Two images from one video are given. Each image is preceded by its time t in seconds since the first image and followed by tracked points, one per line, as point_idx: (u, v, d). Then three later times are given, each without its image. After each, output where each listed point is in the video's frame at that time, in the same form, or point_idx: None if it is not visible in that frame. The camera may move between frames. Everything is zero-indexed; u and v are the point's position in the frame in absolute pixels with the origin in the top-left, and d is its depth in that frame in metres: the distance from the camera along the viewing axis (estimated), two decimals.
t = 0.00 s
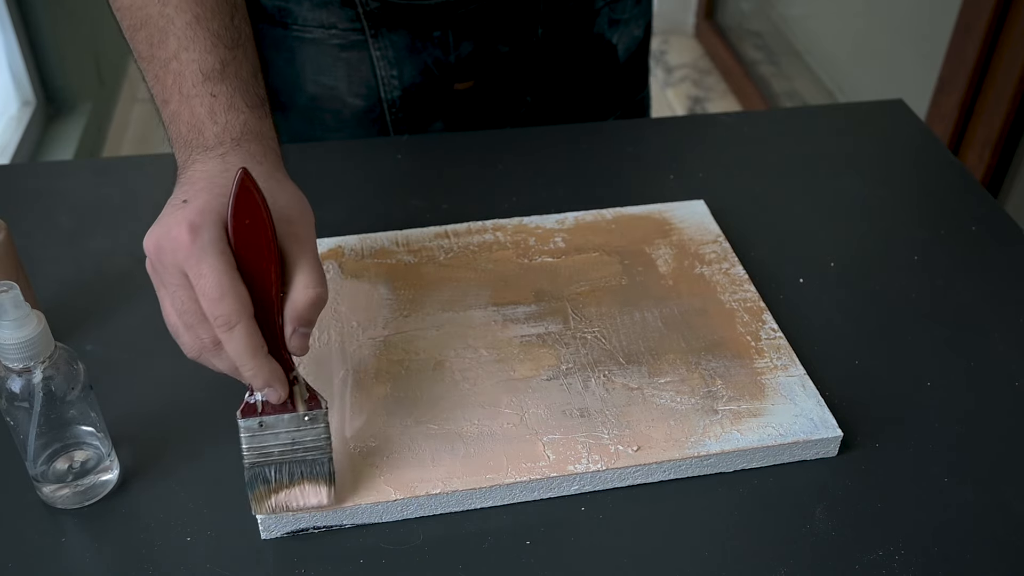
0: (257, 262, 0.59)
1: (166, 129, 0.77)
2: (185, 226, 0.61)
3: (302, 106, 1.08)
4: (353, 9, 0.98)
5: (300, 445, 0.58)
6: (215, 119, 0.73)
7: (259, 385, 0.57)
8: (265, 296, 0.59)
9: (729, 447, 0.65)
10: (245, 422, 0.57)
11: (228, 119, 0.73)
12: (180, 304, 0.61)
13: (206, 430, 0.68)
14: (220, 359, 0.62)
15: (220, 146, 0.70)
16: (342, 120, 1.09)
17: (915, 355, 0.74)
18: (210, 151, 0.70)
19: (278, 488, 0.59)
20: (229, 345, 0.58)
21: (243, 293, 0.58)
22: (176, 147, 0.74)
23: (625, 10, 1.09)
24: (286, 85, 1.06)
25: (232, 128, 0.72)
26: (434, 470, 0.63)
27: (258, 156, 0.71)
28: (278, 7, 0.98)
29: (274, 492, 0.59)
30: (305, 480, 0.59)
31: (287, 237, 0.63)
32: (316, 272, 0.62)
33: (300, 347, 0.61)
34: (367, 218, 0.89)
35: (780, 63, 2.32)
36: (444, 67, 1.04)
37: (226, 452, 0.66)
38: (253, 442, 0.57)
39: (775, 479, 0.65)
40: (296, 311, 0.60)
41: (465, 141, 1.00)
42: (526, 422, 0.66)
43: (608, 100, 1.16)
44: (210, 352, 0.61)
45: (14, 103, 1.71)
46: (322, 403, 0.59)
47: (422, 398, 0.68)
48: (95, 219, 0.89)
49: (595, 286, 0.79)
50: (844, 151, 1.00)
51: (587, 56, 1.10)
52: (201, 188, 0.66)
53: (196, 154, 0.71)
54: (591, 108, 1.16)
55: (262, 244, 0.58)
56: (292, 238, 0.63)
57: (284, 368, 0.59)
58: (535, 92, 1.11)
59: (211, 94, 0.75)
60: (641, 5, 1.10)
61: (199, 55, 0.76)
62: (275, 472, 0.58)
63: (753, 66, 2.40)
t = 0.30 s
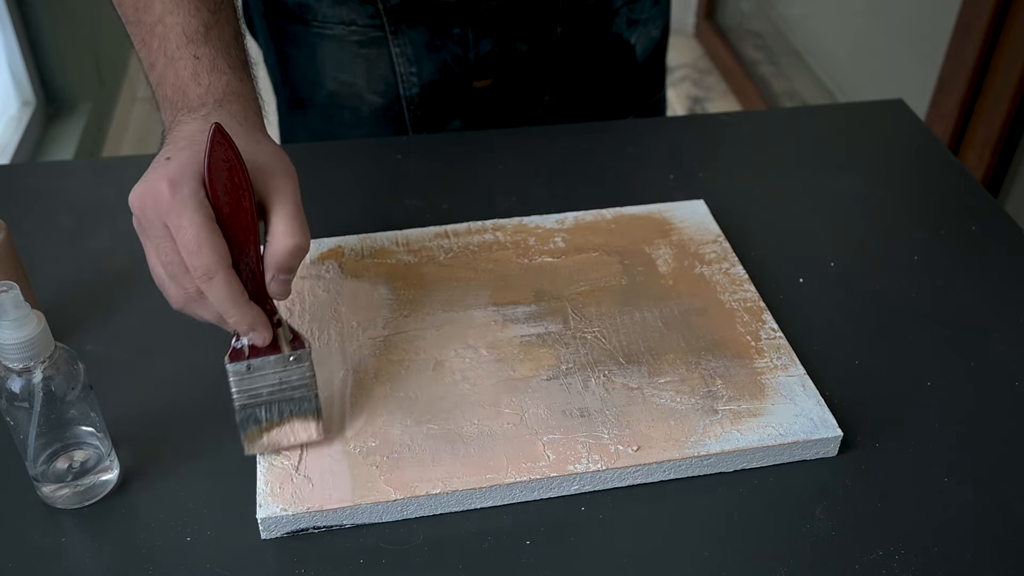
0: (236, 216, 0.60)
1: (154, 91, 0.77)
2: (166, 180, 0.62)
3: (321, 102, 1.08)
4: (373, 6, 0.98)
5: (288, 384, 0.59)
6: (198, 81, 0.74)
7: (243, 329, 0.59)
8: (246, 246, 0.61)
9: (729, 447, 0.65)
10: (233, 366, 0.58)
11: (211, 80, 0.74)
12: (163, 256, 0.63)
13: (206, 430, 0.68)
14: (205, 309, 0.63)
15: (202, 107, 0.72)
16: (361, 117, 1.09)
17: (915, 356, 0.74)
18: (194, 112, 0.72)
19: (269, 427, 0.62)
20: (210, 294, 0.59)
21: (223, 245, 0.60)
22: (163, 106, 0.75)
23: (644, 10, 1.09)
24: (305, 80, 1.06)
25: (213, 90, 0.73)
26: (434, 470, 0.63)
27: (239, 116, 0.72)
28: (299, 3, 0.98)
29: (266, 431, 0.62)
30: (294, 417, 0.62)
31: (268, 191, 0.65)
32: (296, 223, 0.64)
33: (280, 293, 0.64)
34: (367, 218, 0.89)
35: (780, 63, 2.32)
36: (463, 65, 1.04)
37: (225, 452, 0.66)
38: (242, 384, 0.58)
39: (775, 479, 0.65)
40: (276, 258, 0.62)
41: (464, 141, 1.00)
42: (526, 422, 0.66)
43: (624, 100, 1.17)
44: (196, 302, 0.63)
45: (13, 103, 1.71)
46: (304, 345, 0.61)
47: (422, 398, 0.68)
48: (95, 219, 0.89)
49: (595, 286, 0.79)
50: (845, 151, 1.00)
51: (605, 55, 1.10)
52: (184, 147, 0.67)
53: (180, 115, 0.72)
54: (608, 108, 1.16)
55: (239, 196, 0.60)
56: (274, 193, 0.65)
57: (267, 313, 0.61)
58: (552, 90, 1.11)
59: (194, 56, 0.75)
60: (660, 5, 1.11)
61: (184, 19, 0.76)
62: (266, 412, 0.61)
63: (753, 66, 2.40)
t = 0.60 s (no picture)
0: (233, 261, 0.58)
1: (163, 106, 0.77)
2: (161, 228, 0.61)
3: (326, 95, 1.09)
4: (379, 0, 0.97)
5: (285, 436, 0.58)
6: (207, 113, 0.73)
7: (237, 380, 0.57)
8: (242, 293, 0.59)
9: (729, 447, 0.65)
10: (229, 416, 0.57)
11: (219, 111, 0.73)
12: (159, 303, 0.61)
13: (206, 430, 0.68)
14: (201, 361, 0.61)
15: (209, 140, 0.71)
16: (366, 111, 1.09)
17: (915, 356, 0.74)
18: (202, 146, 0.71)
19: (264, 480, 0.60)
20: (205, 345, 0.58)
21: (219, 293, 0.58)
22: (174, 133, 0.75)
23: (652, 9, 1.09)
24: (311, 73, 1.07)
25: (220, 124, 0.72)
26: (434, 470, 0.63)
27: (246, 150, 0.71)
28: None
29: (260, 484, 0.60)
30: (291, 471, 0.60)
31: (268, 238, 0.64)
32: (295, 269, 0.62)
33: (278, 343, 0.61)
34: (367, 219, 0.89)
35: (780, 63, 2.32)
36: (468, 60, 1.04)
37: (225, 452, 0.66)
38: (238, 433, 0.57)
39: (775, 479, 0.65)
40: (273, 305, 0.60)
41: (464, 140, 1.00)
42: (526, 422, 0.66)
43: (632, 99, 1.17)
44: (190, 352, 0.60)
45: (13, 103, 1.71)
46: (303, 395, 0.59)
47: (423, 398, 0.68)
48: (95, 219, 0.89)
49: (595, 286, 0.79)
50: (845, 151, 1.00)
51: (612, 53, 1.11)
52: (183, 189, 0.66)
53: (186, 147, 0.72)
54: (613, 105, 1.16)
55: (237, 240, 0.58)
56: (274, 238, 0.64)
57: (265, 365, 0.59)
58: (558, 87, 1.11)
59: (204, 85, 0.74)
60: (669, 4, 1.10)
61: (196, 45, 0.74)
62: (261, 464, 0.59)
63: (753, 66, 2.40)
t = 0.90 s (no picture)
0: (221, 168, 0.65)
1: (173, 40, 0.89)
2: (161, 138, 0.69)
3: (339, 90, 1.11)
4: None
5: (276, 319, 0.67)
6: (204, 38, 0.84)
7: (230, 269, 0.66)
8: (233, 195, 0.67)
9: (729, 447, 0.65)
10: (227, 302, 0.66)
11: (215, 37, 0.85)
12: (165, 204, 0.70)
13: (206, 430, 0.68)
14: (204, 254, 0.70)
15: (204, 63, 0.82)
16: (377, 106, 1.11)
17: (915, 356, 0.74)
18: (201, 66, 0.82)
19: (260, 357, 0.69)
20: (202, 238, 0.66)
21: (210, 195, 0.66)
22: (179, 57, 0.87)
23: (670, 13, 1.12)
24: (325, 68, 1.09)
25: (215, 46, 0.83)
26: (434, 470, 0.63)
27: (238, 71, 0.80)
28: None
29: (257, 361, 0.69)
30: (282, 349, 0.69)
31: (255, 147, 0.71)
32: (277, 171, 0.69)
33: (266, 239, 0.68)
34: (366, 219, 0.89)
35: (780, 63, 2.31)
36: (480, 57, 1.07)
37: (225, 451, 0.67)
38: (234, 318, 0.66)
39: (775, 479, 0.65)
40: (259, 205, 0.67)
41: (464, 140, 1.00)
42: (526, 422, 0.66)
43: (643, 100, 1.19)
44: (195, 247, 0.69)
45: (14, 104, 1.72)
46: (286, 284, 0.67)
47: (422, 398, 0.68)
48: (95, 219, 0.89)
49: (595, 286, 0.79)
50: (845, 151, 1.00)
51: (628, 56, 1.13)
52: (181, 104, 0.74)
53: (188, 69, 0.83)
54: (624, 106, 1.19)
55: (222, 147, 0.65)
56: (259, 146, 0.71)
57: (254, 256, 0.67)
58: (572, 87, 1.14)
59: (202, 16, 0.86)
60: (687, 10, 1.13)
61: None
62: (256, 343, 0.68)
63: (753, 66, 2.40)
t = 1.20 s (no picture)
0: (237, 93, 0.72)
1: None
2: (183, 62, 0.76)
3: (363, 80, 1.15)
4: None
5: (280, 232, 0.76)
6: None
7: (241, 185, 0.74)
8: (247, 118, 0.74)
9: (729, 447, 0.65)
10: (238, 215, 0.75)
11: None
12: (184, 124, 0.78)
13: (206, 430, 0.68)
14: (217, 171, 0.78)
15: None
16: (399, 95, 1.17)
17: (915, 356, 0.74)
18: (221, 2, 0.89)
19: (265, 267, 0.77)
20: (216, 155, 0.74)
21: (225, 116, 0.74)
22: None
23: (696, 19, 1.16)
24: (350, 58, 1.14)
25: None
26: (434, 470, 0.63)
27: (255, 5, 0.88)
28: None
29: (262, 271, 0.78)
30: (285, 260, 0.77)
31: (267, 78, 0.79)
32: (286, 100, 0.76)
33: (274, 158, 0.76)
34: (366, 219, 0.89)
35: (780, 64, 2.27)
36: (500, 52, 1.13)
37: (225, 451, 0.67)
38: (243, 229, 0.75)
39: (775, 479, 0.65)
40: (269, 128, 0.75)
41: (464, 140, 1.00)
42: (526, 422, 0.66)
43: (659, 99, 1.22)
44: (210, 163, 0.77)
45: (14, 104, 1.72)
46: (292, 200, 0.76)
47: (423, 398, 0.68)
48: (95, 219, 0.89)
49: (595, 286, 0.79)
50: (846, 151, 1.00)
51: (653, 59, 1.18)
52: (202, 33, 0.81)
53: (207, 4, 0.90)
54: (639, 105, 1.22)
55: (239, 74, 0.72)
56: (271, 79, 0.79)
57: (262, 174, 0.75)
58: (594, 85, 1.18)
59: None
60: (715, 17, 1.16)
61: None
62: (262, 254, 0.77)
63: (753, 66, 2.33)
